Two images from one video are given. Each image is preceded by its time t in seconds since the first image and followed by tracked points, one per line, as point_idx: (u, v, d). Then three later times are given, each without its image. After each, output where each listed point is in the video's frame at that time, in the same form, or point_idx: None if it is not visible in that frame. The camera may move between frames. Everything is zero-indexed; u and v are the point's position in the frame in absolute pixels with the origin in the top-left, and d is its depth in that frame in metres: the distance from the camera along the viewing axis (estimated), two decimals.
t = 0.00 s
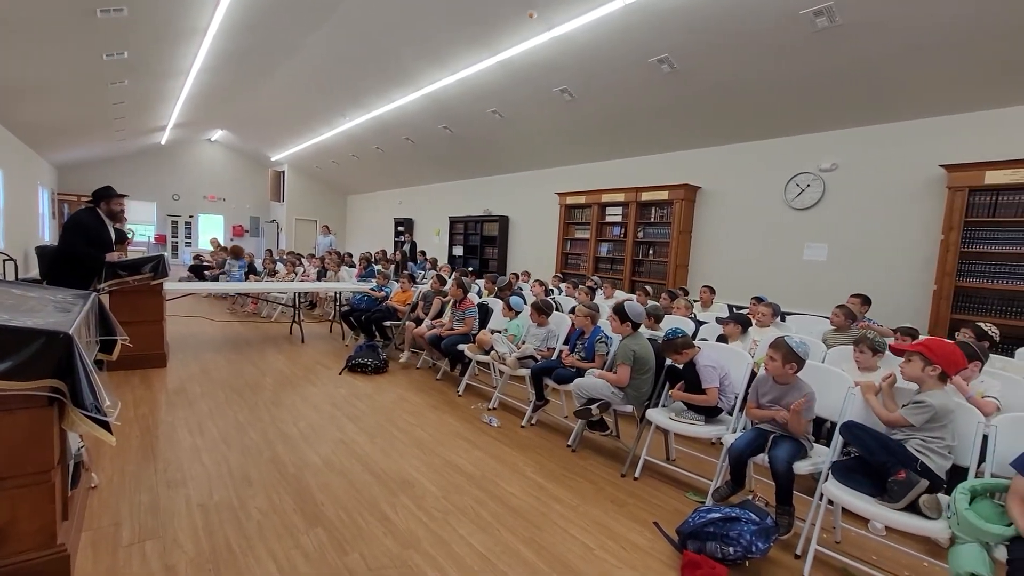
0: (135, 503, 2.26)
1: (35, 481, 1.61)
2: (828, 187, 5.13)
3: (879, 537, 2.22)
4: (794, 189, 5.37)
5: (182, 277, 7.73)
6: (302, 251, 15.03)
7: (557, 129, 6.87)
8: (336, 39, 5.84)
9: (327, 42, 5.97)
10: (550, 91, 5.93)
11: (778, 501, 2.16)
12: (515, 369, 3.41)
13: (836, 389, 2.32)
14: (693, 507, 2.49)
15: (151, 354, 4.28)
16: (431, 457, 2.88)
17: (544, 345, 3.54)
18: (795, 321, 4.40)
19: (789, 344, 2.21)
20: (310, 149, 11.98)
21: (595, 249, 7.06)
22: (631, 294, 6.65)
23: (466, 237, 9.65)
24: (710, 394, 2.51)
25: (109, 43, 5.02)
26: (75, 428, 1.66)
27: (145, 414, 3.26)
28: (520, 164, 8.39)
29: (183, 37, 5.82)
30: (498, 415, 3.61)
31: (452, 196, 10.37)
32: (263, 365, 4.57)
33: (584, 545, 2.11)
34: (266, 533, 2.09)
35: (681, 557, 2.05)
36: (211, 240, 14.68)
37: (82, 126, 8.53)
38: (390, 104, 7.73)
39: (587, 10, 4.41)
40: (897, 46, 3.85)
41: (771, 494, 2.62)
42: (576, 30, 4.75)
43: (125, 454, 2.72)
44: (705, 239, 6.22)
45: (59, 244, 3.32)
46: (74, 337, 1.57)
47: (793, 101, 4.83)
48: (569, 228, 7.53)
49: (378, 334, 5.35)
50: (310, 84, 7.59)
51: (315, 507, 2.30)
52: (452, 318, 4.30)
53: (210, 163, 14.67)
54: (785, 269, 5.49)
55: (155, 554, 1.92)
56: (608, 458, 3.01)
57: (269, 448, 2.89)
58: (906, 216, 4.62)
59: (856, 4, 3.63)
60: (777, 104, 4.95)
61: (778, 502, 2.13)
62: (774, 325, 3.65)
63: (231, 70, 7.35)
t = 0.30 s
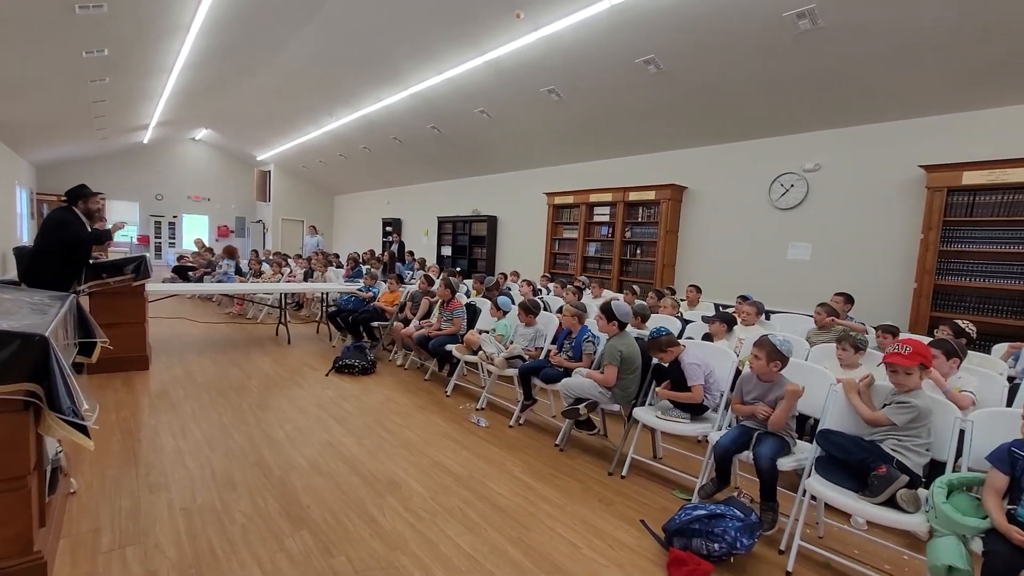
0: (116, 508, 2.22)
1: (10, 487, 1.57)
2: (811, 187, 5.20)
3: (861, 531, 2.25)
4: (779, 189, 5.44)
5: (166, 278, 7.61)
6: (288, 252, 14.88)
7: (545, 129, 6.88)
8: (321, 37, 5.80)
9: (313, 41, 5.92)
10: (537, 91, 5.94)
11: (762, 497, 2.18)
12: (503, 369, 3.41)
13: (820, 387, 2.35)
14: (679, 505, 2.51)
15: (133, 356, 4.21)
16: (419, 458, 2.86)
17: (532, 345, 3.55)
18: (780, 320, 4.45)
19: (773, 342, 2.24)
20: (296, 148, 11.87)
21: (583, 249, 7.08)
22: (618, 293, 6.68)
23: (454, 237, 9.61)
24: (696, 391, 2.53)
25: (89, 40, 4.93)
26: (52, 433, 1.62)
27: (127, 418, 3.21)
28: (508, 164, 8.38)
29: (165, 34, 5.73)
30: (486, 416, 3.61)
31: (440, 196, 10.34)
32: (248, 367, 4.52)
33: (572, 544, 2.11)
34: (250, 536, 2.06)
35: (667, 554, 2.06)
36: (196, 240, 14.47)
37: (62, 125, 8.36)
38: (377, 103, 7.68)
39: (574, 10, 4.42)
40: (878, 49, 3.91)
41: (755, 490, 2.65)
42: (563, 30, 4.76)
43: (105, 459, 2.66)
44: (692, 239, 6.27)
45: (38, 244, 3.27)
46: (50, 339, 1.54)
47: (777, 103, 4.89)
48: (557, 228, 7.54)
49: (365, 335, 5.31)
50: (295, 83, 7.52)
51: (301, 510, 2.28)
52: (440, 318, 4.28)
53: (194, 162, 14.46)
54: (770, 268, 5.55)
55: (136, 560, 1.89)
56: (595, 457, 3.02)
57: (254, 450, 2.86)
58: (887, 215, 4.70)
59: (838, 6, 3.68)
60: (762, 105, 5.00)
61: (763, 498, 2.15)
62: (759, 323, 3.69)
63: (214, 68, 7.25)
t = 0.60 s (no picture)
0: (91, 516, 2.17)
1: None
2: (792, 188, 5.29)
3: (840, 526, 2.29)
4: (760, 189, 5.52)
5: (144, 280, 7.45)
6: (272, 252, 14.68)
7: (529, 130, 6.89)
8: (303, 36, 5.73)
9: (294, 39, 5.86)
10: (522, 91, 5.94)
11: (744, 494, 2.21)
12: (488, 369, 3.41)
13: (800, 384, 2.39)
14: (663, 502, 2.54)
15: (109, 360, 4.11)
16: (403, 460, 2.84)
17: (517, 345, 3.55)
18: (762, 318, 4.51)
19: (754, 340, 2.27)
20: (279, 148, 11.72)
21: (569, 249, 7.10)
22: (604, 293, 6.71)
23: (440, 238, 9.56)
24: (678, 389, 2.55)
25: (62, 36, 4.81)
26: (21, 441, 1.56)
27: (103, 423, 3.14)
28: (493, 164, 8.37)
29: (142, 30, 5.62)
30: (472, 416, 3.60)
31: (426, 197, 10.29)
32: (230, 370, 4.45)
33: (557, 544, 2.12)
34: (230, 542, 2.03)
35: (651, 552, 2.08)
36: (176, 241, 14.21)
37: (35, 123, 8.15)
38: (361, 102, 7.61)
39: (557, 11, 4.43)
40: (855, 52, 3.99)
41: (738, 487, 2.68)
42: (547, 31, 4.77)
43: (80, 466, 2.60)
44: (676, 239, 6.32)
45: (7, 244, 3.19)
46: (18, 344, 1.50)
47: (759, 104, 4.96)
48: (543, 228, 7.55)
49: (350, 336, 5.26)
50: (277, 82, 7.42)
51: (283, 514, 2.25)
52: (425, 319, 4.26)
53: (174, 162, 14.20)
54: (753, 267, 5.62)
55: (111, 569, 1.84)
56: (581, 457, 3.02)
57: (235, 455, 2.82)
58: (865, 215, 4.79)
59: (815, 10, 3.74)
60: (744, 107, 5.06)
61: (745, 495, 2.18)
62: (740, 322, 3.70)
63: (193, 66, 7.13)
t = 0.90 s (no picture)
0: (62, 526, 2.10)
1: None
2: (772, 188, 5.37)
3: (819, 519, 2.33)
4: (741, 189, 5.59)
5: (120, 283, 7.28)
6: (253, 254, 14.44)
7: (513, 130, 6.89)
8: (282, 35, 5.66)
9: (273, 38, 5.78)
10: (505, 91, 5.94)
11: (725, 490, 2.24)
12: (472, 369, 3.40)
13: (778, 381, 2.43)
14: (646, 499, 2.55)
15: (82, 365, 4.00)
16: (386, 462, 2.82)
17: (501, 345, 3.55)
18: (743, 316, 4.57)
19: (734, 338, 2.30)
20: (260, 147, 11.54)
21: (553, 248, 7.12)
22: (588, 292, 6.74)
23: (424, 238, 9.50)
24: (660, 387, 2.57)
25: (31, 32, 4.67)
26: None
27: (75, 429, 3.05)
28: (477, 164, 8.35)
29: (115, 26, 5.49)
30: (456, 417, 3.58)
31: (410, 197, 10.22)
32: (209, 373, 4.36)
33: (541, 543, 2.12)
34: (208, 549, 1.99)
35: (634, 549, 2.09)
36: (153, 243, 13.90)
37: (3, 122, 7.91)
38: (342, 101, 7.53)
39: (539, 11, 4.44)
40: (830, 55, 4.07)
41: (720, 484, 2.71)
42: (529, 31, 4.78)
43: (51, 474, 2.52)
44: (659, 238, 6.38)
45: None
46: None
47: (739, 105, 5.02)
48: (527, 228, 7.55)
49: (332, 338, 5.20)
50: (257, 80, 7.31)
51: (262, 519, 2.21)
52: (409, 319, 4.23)
53: (150, 161, 13.89)
54: (734, 266, 5.70)
55: None
56: (565, 456, 3.03)
57: (214, 460, 2.76)
58: (842, 214, 4.88)
59: (792, 13, 3.80)
60: (725, 108, 5.13)
61: (726, 491, 2.20)
62: (722, 319, 3.75)
63: (169, 64, 6.98)
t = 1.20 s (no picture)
0: (32, 535, 2.04)
1: None
2: (752, 188, 5.45)
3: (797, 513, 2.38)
4: (722, 189, 5.67)
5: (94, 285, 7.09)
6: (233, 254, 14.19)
7: (497, 129, 6.88)
8: (261, 32, 5.57)
9: (252, 35, 5.69)
10: (488, 90, 5.92)
11: (706, 486, 2.27)
12: (457, 369, 3.39)
13: (758, 378, 2.46)
14: (629, 497, 2.57)
15: (54, 369, 3.89)
16: (370, 464, 2.79)
17: (486, 345, 3.54)
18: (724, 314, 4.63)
19: (715, 336, 2.32)
20: (240, 146, 11.35)
21: (538, 248, 7.13)
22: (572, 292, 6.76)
23: (408, 238, 9.44)
24: (643, 385, 2.59)
25: None
26: None
27: (47, 436, 2.97)
28: (461, 163, 8.32)
29: (88, 21, 5.35)
30: (440, 418, 3.57)
31: (393, 196, 10.15)
32: (187, 376, 4.28)
33: (525, 543, 2.12)
34: (186, 556, 1.95)
35: (617, 546, 2.10)
36: (130, 243, 13.58)
37: None
38: (324, 100, 7.45)
39: (522, 11, 4.44)
40: (808, 57, 4.14)
41: (701, 480, 2.74)
42: (512, 31, 4.77)
43: (20, 482, 2.45)
44: (643, 237, 6.43)
45: None
46: None
47: (719, 106, 5.09)
48: (511, 227, 7.55)
49: (315, 340, 5.14)
50: (236, 78, 7.19)
51: (242, 524, 2.17)
52: (392, 320, 4.20)
53: (126, 160, 13.57)
54: (716, 265, 5.77)
55: None
56: (549, 455, 3.04)
57: (192, 465, 2.71)
58: (820, 214, 4.98)
59: (770, 15, 3.86)
60: (706, 108, 5.19)
61: (707, 488, 2.23)
62: (704, 318, 3.79)
63: (145, 61, 6.83)
